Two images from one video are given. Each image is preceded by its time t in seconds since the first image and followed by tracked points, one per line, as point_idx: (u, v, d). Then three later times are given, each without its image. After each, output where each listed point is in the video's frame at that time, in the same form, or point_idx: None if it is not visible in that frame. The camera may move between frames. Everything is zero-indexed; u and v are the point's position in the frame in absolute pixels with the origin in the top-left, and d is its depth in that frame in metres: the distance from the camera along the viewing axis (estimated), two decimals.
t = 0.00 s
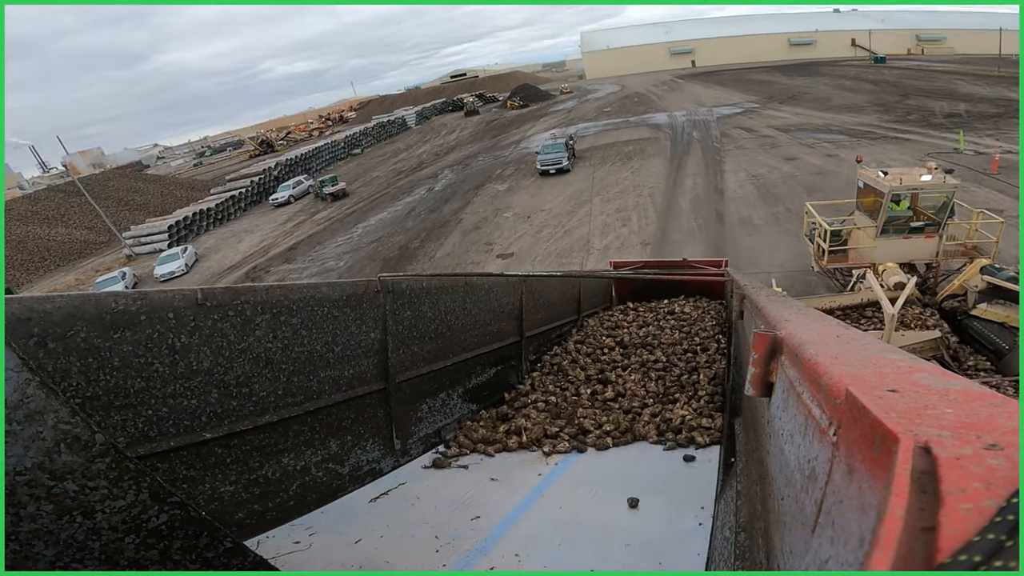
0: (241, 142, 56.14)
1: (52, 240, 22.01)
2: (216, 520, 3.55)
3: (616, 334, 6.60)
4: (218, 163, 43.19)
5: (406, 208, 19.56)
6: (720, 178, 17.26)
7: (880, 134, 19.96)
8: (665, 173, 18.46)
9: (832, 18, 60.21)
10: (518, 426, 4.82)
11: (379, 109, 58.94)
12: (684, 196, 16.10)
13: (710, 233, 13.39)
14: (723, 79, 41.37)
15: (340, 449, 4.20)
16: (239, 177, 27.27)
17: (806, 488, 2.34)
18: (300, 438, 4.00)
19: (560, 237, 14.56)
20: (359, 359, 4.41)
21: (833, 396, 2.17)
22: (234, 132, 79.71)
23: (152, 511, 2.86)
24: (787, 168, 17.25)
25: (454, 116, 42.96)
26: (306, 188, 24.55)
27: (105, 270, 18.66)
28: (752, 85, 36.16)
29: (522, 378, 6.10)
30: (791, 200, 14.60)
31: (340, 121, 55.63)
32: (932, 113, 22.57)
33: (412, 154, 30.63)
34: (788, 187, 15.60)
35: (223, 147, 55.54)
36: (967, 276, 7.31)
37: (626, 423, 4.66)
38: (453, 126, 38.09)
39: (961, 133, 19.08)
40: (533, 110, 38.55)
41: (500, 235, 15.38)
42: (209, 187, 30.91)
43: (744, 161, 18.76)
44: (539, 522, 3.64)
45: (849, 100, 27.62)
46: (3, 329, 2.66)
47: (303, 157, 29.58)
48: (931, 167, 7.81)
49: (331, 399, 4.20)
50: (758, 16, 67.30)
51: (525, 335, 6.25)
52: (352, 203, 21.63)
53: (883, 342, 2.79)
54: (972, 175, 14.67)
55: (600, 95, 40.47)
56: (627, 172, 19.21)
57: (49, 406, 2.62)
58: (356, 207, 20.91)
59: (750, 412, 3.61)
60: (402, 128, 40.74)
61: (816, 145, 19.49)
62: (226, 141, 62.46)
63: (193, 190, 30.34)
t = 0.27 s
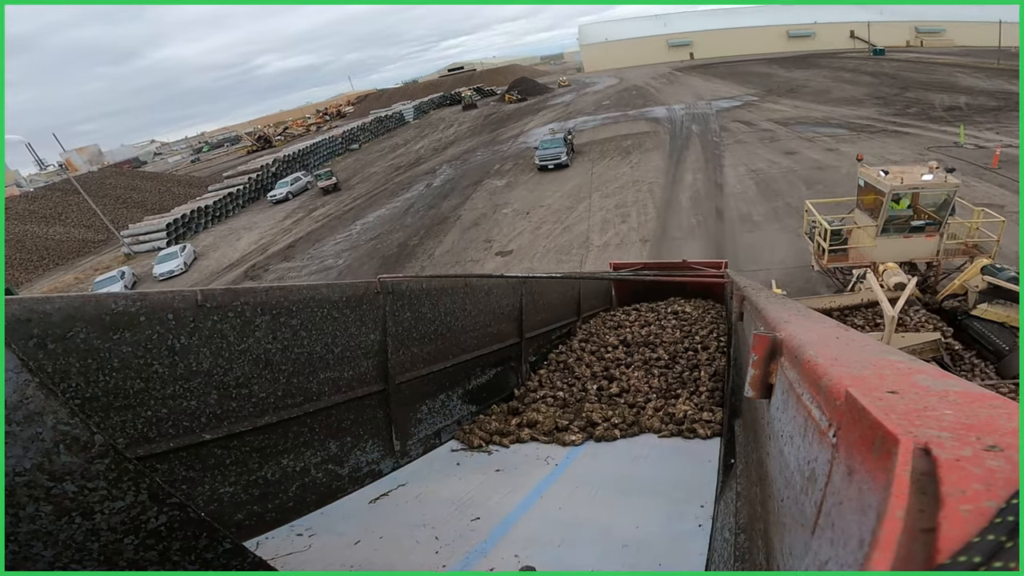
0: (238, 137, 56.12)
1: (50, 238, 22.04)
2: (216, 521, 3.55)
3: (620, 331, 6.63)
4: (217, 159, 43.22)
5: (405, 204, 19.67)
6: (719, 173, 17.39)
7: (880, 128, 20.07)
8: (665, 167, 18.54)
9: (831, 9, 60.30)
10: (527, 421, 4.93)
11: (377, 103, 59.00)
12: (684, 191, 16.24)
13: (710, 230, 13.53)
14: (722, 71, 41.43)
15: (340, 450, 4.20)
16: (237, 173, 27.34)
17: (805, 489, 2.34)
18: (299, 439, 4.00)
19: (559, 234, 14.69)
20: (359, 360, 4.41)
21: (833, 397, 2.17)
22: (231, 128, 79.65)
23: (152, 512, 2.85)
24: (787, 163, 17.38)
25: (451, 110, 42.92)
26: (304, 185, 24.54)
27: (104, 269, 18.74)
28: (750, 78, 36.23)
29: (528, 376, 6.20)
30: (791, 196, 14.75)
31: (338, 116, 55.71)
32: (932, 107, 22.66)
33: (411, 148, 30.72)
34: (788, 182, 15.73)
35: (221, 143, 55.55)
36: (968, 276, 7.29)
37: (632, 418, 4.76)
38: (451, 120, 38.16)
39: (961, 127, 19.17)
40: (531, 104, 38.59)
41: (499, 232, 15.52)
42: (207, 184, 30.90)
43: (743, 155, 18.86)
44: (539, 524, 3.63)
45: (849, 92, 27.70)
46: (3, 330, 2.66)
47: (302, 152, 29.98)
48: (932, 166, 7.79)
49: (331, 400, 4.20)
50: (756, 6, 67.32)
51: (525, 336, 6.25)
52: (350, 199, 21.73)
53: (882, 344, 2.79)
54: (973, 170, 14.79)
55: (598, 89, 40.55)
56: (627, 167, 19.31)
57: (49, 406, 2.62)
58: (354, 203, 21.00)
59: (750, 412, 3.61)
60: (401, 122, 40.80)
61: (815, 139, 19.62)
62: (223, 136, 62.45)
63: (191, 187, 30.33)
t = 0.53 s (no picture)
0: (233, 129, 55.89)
1: (47, 235, 21.99)
2: (216, 520, 3.56)
3: (622, 327, 6.66)
4: (213, 152, 43.08)
5: (404, 197, 19.75)
6: (719, 164, 17.51)
7: (880, 119, 20.15)
8: (664, 159, 18.64)
9: None
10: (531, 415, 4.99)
11: (374, 95, 58.71)
12: (684, 183, 16.35)
13: (710, 222, 13.65)
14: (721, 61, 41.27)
15: (340, 449, 4.20)
16: (233, 167, 27.23)
17: (806, 488, 2.34)
18: (300, 438, 4.00)
19: (558, 228, 14.82)
20: (359, 359, 4.41)
21: (833, 395, 2.17)
22: (227, 121, 79.36)
23: (153, 512, 2.86)
24: (787, 154, 17.49)
25: (449, 101, 42.74)
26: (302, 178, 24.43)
27: (102, 266, 18.69)
28: (750, 68, 36.21)
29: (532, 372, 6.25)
30: (792, 188, 14.83)
31: (334, 108, 55.44)
32: (933, 96, 22.71)
33: (408, 140, 30.72)
34: (788, 173, 15.84)
35: (216, 136, 55.33)
36: (969, 273, 7.29)
37: (637, 409, 4.82)
38: (449, 111, 38.00)
39: (962, 117, 19.22)
40: (529, 94, 38.54)
41: (498, 226, 15.63)
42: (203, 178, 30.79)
43: (743, 147, 18.90)
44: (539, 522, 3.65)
45: (849, 82, 27.66)
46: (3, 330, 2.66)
47: (298, 147, 29.81)
48: (933, 162, 7.81)
49: (331, 399, 4.20)
50: None
51: (525, 335, 6.24)
52: (348, 193, 21.79)
53: (883, 343, 2.79)
54: (975, 162, 14.89)
55: (596, 79, 40.51)
56: (626, 159, 19.32)
57: (49, 406, 2.62)
58: (352, 197, 21.05)
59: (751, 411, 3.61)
60: (398, 114, 40.68)
61: (816, 130, 19.73)
62: (219, 129, 62.19)
63: (187, 181, 30.20)
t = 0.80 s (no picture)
0: (228, 120, 56.02)
1: (45, 231, 22.12)
2: (216, 521, 3.56)
3: (626, 325, 6.79)
4: (209, 143, 43.23)
5: (401, 189, 20.20)
6: (718, 155, 17.93)
7: (880, 108, 20.39)
8: (662, 149, 19.21)
9: None
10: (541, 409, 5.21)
11: (369, 84, 58.69)
12: (683, 174, 16.75)
13: (710, 215, 13.98)
14: (721, 46, 41.19)
15: (340, 449, 4.20)
16: (230, 160, 27.28)
17: (806, 488, 2.34)
18: (299, 438, 4.00)
19: (557, 221, 15.21)
20: (359, 359, 4.41)
21: (833, 396, 2.17)
22: (222, 112, 79.40)
23: (153, 511, 2.86)
24: (787, 144, 17.95)
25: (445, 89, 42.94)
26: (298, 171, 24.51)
27: (101, 262, 18.77)
28: (748, 54, 36.39)
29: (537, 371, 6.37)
30: (790, 178, 15.33)
31: (330, 97, 55.38)
32: (933, 84, 22.90)
33: (405, 130, 30.95)
34: (787, 165, 16.19)
35: (212, 127, 55.49)
36: (972, 271, 7.33)
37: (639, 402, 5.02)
38: (445, 100, 38.02)
39: (963, 105, 19.36)
40: (526, 82, 38.72)
41: (496, 220, 16.04)
42: (199, 171, 30.89)
43: (742, 135, 19.50)
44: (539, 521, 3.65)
45: (849, 69, 27.95)
46: (3, 329, 2.65)
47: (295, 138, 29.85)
48: (936, 159, 7.83)
49: (331, 399, 4.20)
50: None
51: (525, 335, 6.24)
52: (346, 185, 22.11)
53: (883, 343, 2.79)
54: (976, 151, 15.08)
55: (593, 66, 40.76)
56: (624, 149, 19.81)
57: (49, 406, 2.62)
58: (350, 189, 21.41)
59: (750, 412, 3.62)
60: (394, 103, 40.70)
61: (815, 119, 20.07)
62: (214, 120, 62.28)
63: (183, 174, 30.28)
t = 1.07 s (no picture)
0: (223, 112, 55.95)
1: (42, 228, 22.16)
2: (216, 520, 3.55)
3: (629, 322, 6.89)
4: (204, 134, 43.24)
5: (398, 180, 20.36)
6: (717, 143, 18.05)
7: (880, 94, 20.45)
8: (661, 136, 19.40)
9: None
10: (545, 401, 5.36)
11: (363, 72, 58.30)
12: (682, 164, 16.84)
13: (710, 205, 14.07)
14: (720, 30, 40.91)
15: (340, 449, 4.20)
16: (224, 152, 27.17)
17: (806, 488, 2.34)
18: (300, 438, 4.00)
19: (555, 212, 15.29)
20: (359, 359, 4.41)
21: (833, 396, 2.17)
22: (216, 104, 79.27)
23: (153, 511, 2.86)
24: (787, 131, 18.07)
25: (441, 76, 42.94)
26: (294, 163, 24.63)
27: (98, 259, 18.77)
28: (746, 40, 36.43)
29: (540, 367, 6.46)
30: (790, 166, 15.36)
31: (324, 86, 55.12)
32: (933, 70, 22.94)
33: (402, 119, 31.01)
34: (787, 153, 16.27)
35: (208, 118, 55.46)
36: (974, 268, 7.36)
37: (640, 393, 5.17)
38: (441, 88, 37.87)
39: (964, 92, 19.37)
40: (522, 68, 38.72)
41: (494, 211, 16.13)
42: (194, 163, 30.84)
43: (742, 122, 19.59)
44: (539, 521, 3.65)
45: (848, 54, 28.02)
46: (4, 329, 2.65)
47: (291, 129, 29.85)
48: (939, 155, 7.81)
49: (331, 399, 4.20)
50: None
51: (525, 335, 6.24)
52: (342, 177, 22.23)
53: (884, 343, 2.78)
54: (978, 139, 15.12)
55: (590, 51, 40.80)
56: (622, 137, 19.98)
57: (49, 405, 2.62)
58: (347, 181, 21.55)
59: (750, 412, 3.63)
60: (389, 91, 40.55)
61: (815, 106, 20.17)
62: (209, 112, 62.26)
63: (179, 166, 30.23)
